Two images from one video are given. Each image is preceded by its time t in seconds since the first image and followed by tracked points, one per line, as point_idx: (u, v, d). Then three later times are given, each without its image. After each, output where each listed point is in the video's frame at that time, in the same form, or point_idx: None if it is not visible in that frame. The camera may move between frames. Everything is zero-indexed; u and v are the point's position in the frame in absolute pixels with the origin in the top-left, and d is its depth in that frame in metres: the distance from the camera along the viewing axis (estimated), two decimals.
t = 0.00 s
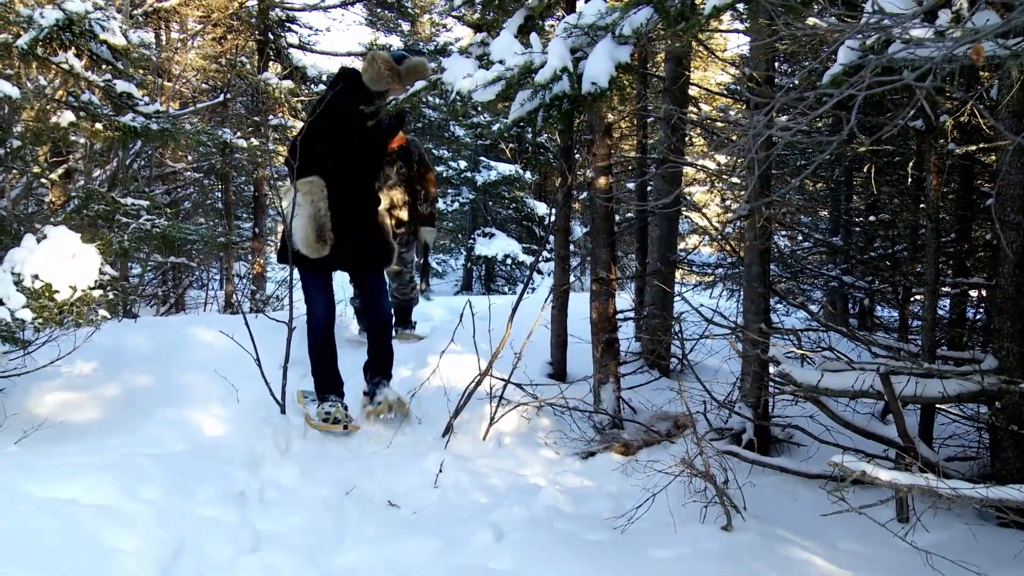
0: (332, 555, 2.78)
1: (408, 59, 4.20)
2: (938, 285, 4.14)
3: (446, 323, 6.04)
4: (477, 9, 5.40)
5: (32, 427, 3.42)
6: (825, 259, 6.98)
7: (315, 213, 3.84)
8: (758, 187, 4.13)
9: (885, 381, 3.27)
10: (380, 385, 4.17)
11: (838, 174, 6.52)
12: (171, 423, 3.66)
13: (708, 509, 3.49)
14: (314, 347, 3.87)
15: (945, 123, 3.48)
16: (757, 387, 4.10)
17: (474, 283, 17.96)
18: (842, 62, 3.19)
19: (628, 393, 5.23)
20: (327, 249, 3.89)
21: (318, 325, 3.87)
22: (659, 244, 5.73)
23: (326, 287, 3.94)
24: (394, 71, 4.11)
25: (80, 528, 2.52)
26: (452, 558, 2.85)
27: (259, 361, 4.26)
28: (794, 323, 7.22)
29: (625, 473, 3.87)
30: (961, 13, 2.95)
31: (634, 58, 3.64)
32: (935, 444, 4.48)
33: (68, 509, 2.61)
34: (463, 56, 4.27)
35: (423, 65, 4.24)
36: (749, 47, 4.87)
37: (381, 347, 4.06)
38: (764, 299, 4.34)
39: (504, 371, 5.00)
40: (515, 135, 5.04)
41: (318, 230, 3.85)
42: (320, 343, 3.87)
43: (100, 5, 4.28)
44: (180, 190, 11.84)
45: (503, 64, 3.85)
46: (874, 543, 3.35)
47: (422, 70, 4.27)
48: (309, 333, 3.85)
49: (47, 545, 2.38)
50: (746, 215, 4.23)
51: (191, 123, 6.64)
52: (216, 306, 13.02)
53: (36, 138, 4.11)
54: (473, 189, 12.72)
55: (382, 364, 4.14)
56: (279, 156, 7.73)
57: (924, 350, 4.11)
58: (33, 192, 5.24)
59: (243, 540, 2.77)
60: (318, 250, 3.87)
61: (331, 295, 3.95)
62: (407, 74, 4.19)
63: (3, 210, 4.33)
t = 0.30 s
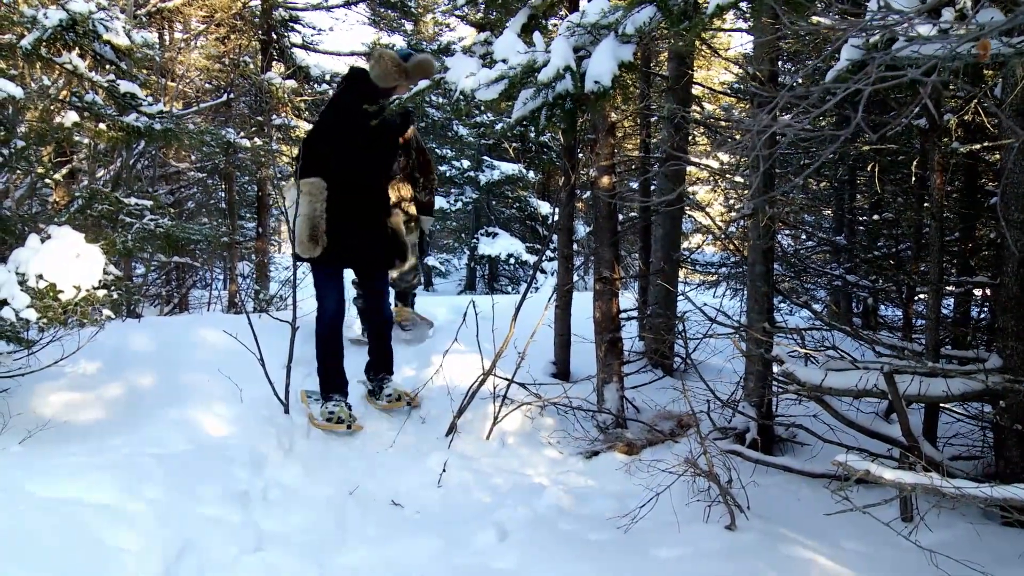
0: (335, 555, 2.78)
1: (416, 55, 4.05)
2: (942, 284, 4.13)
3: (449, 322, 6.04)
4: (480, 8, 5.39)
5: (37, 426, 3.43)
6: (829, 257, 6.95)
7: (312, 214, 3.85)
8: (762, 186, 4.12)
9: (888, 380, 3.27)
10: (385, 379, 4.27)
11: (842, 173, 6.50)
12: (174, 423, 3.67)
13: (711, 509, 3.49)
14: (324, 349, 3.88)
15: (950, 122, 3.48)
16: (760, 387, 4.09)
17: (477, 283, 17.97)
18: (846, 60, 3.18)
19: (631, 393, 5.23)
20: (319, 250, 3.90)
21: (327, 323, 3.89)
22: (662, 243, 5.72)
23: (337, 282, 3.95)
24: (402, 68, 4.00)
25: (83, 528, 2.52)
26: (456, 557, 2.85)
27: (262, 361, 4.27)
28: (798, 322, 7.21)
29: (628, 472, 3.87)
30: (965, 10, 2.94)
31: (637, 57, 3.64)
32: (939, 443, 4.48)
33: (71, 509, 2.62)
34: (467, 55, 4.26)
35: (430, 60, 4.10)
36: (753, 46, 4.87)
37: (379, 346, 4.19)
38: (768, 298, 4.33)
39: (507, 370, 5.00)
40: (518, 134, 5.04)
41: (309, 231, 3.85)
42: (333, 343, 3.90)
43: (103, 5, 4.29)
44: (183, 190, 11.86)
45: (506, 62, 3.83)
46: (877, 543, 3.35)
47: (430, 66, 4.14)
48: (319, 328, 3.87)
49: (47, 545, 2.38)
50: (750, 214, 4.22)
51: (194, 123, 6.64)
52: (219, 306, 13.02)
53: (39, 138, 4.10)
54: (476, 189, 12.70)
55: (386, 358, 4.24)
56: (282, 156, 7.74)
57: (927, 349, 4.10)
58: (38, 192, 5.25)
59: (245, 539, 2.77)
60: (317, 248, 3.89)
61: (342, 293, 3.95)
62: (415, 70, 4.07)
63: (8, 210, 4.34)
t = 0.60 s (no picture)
0: (339, 556, 2.78)
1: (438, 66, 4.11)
2: (945, 285, 4.13)
3: (452, 323, 6.04)
4: (483, 9, 5.39)
5: (40, 427, 3.43)
6: (832, 259, 6.94)
7: (327, 215, 3.83)
8: (765, 187, 4.12)
9: (892, 381, 3.27)
10: (391, 382, 4.27)
11: (845, 174, 6.50)
12: (177, 424, 3.67)
13: (714, 510, 3.49)
14: (332, 348, 3.89)
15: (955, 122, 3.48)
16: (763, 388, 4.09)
17: (479, 283, 17.98)
18: (850, 61, 3.19)
19: (633, 394, 5.23)
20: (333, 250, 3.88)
21: (338, 321, 3.89)
22: (664, 244, 5.72)
23: (349, 282, 3.95)
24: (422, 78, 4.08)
25: (87, 528, 2.53)
26: (459, 558, 2.86)
27: (265, 362, 4.27)
28: (801, 323, 7.20)
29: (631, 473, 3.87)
30: (969, 11, 2.94)
31: (639, 58, 3.65)
32: (943, 444, 4.47)
33: (74, 509, 2.62)
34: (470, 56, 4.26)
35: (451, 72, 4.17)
36: (756, 47, 4.86)
37: (390, 348, 4.17)
38: (771, 299, 4.32)
39: (510, 371, 5.00)
40: (521, 135, 5.04)
41: (325, 233, 3.83)
42: (344, 341, 3.90)
43: (107, 7, 4.30)
44: (186, 191, 11.89)
45: (509, 63, 3.85)
46: (880, 544, 3.34)
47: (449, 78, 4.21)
48: (329, 327, 3.87)
49: (51, 545, 2.38)
50: (753, 215, 4.22)
51: (198, 124, 6.66)
52: (222, 306, 13.05)
53: (43, 139, 4.11)
54: (478, 190, 12.71)
55: (393, 361, 4.23)
56: (285, 157, 7.75)
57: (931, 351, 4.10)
58: (41, 193, 5.26)
59: (248, 539, 2.78)
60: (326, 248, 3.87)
61: (354, 292, 3.95)
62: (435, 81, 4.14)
63: (12, 211, 4.36)
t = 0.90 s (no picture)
0: (334, 557, 2.78)
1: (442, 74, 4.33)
2: (941, 287, 4.14)
3: (448, 324, 6.04)
4: (479, 11, 5.39)
5: (35, 428, 3.42)
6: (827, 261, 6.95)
7: (336, 208, 3.87)
8: (760, 189, 4.12)
9: (886, 383, 3.28)
10: (387, 384, 4.27)
11: (840, 176, 6.51)
12: (173, 425, 3.67)
13: (709, 511, 3.50)
14: (328, 348, 3.89)
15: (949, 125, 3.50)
16: (759, 390, 4.10)
17: (474, 284, 17.99)
18: (845, 64, 3.18)
19: (629, 396, 5.23)
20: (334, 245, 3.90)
21: (335, 319, 3.89)
22: (660, 245, 5.72)
23: (346, 281, 3.94)
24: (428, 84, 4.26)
25: (82, 529, 2.53)
26: (454, 560, 2.85)
27: (261, 363, 4.26)
28: (796, 325, 7.22)
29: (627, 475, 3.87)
30: (964, 14, 2.94)
31: (636, 60, 3.65)
32: (937, 446, 4.48)
33: (70, 511, 2.61)
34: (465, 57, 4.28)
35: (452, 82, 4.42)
36: (750, 50, 4.87)
37: (388, 348, 4.16)
38: (766, 301, 4.33)
39: (505, 373, 5.00)
40: (516, 137, 5.04)
41: (336, 223, 3.87)
42: (341, 340, 3.90)
43: (102, 7, 4.28)
44: (181, 192, 11.86)
45: (505, 65, 3.84)
46: (874, 545, 3.35)
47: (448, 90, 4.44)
48: (326, 327, 3.86)
49: (46, 545, 2.38)
50: (748, 217, 4.23)
51: (193, 125, 6.65)
52: (217, 307, 13.02)
53: (38, 140, 4.09)
54: (475, 191, 12.69)
55: (390, 363, 4.23)
56: (281, 158, 7.74)
57: (926, 353, 4.11)
58: (35, 194, 5.24)
59: (244, 541, 2.77)
60: (325, 246, 3.91)
61: (351, 291, 3.95)
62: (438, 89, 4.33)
63: (6, 211, 4.34)
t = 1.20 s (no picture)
0: (324, 557, 2.77)
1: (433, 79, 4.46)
2: (930, 285, 4.15)
3: (439, 323, 6.03)
4: (469, 9, 5.38)
5: (23, 429, 3.40)
6: (816, 258, 6.97)
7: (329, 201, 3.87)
8: (749, 186, 4.12)
9: (876, 380, 3.29)
10: (378, 383, 4.25)
11: (829, 174, 6.52)
12: (163, 425, 3.66)
13: (700, 509, 3.50)
14: (318, 346, 3.88)
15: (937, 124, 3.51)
16: (749, 387, 4.10)
17: (466, 284, 18.01)
18: (833, 61, 3.17)
19: (619, 394, 5.23)
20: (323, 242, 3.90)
21: (325, 317, 3.88)
22: (651, 243, 5.72)
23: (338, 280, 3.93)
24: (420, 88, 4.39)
25: (72, 530, 2.52)
26: (444, 559, 2.85)
27: (251, 363, 4.24)
28: (786, 322, 7.24)
29: (617, 473, 3.87)
30: (951, 12, 2.94)
31: (625, 59, 3.65)
32: (927, 443, 4.50)
33: (58, 512, 2.60)
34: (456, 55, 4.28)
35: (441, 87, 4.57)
36: (740, 48, 4.88)
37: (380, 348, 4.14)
38: (756, 298, 4.34)
39: (496, 372, 4.99)
40: (506, 135, 5.04)
41: (329, 214, 3.87)
42: (332, 339, 3.89)
43: (89, 5, 4.26)
44: (171, 191, 11.81)
45: (495, 64, 3.82)
46: (864, 542, 3.36)
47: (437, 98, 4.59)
48: (317, 326, 3.85)
49: (36, 547, 2.37)
50: (739, 214, 4.23)
51: (182, 124, 6.61)
52: (207, 307, 12.97)
53: (26, 139, 4.10)
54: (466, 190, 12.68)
55: (381, 362, 4.22)
56: (271, 158, 7.71)
57: (915, 350, 4.12)
58: (23, 194, 5.22)
59: (234, 541, 2.76)
60: (316, 243, 3.91)
61: (343, 289, 3.94)
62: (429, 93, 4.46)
63: None
